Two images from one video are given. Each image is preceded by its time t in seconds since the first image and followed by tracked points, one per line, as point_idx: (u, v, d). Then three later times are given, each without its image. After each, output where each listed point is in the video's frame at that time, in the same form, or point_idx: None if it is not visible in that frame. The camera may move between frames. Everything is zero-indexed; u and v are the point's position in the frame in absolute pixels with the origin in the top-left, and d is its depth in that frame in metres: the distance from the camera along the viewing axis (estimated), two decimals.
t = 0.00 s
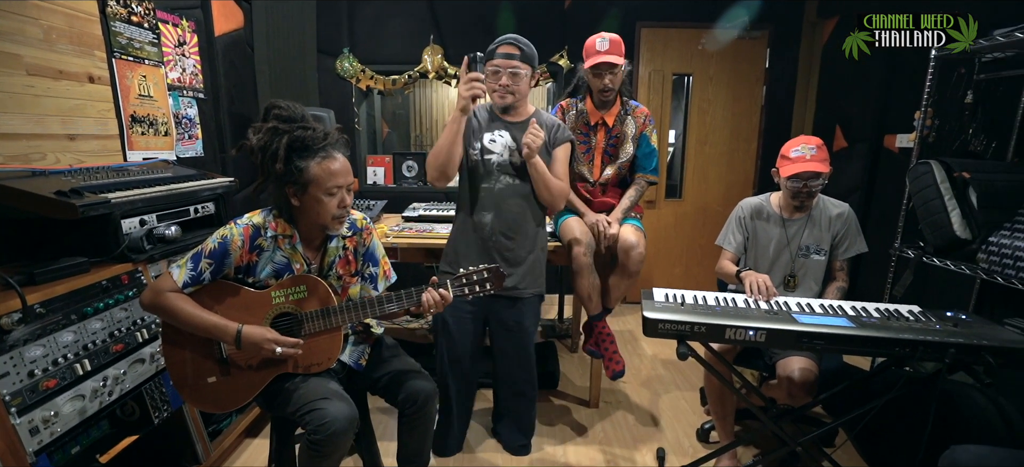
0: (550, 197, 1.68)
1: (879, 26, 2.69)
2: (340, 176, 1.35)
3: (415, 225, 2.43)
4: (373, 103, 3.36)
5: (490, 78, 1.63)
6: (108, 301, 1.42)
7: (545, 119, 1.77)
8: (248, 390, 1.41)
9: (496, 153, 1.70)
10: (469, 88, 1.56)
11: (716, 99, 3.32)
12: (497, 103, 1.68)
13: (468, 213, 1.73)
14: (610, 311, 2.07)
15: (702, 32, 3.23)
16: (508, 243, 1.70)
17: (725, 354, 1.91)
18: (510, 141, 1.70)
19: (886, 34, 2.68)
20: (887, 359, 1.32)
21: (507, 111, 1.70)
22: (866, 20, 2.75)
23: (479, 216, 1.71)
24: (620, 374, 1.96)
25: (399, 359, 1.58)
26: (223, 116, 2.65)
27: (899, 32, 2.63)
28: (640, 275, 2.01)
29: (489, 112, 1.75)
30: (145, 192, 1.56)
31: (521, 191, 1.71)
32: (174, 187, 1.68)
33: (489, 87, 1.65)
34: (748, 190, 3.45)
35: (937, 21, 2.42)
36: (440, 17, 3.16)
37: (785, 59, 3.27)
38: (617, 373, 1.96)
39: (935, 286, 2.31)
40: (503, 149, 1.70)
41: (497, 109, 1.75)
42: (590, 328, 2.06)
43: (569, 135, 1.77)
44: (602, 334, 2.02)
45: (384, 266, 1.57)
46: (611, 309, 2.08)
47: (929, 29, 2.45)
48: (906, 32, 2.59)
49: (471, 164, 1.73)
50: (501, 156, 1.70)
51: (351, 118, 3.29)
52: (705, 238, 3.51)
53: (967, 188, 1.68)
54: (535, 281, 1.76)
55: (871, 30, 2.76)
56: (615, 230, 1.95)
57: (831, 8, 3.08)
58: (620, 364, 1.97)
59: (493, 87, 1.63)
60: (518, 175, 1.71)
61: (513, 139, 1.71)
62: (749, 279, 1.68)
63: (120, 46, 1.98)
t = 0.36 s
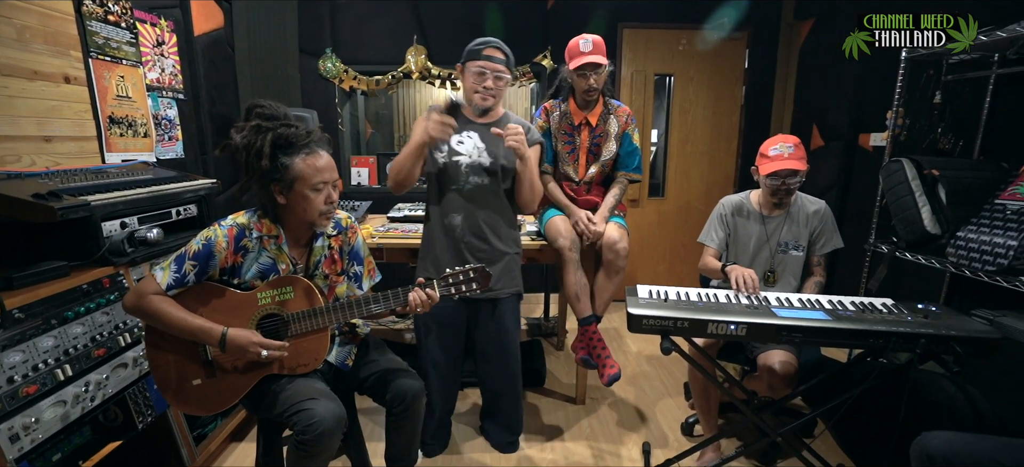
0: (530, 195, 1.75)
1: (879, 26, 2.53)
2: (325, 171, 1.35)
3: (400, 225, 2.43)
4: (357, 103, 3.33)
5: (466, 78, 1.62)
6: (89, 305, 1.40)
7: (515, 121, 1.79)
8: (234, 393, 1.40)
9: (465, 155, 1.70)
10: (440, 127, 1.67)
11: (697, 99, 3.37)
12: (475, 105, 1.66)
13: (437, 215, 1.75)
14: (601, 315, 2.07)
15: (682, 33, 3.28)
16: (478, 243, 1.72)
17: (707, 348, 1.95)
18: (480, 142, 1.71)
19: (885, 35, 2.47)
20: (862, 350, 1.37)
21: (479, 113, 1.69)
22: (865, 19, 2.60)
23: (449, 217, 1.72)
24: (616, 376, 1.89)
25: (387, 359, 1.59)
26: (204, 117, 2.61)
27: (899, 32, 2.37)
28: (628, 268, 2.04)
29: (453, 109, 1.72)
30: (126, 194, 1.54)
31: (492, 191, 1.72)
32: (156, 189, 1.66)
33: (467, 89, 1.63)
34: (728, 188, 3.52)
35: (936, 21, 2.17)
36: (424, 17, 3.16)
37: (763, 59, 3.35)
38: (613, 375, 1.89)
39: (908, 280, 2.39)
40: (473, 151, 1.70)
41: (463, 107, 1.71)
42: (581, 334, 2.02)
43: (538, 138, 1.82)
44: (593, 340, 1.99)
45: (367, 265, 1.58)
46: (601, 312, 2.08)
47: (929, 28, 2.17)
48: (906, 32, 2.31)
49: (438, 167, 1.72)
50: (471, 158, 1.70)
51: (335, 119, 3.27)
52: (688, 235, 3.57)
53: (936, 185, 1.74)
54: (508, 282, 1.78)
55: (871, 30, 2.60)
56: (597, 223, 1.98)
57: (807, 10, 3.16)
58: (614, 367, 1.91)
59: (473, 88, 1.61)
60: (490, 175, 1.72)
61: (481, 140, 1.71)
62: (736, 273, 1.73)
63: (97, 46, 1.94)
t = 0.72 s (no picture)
0: (482, 190, 1.71)
1: (880, 26, 2.16)
2: (308, 170, 1.35)
3: (384, 226, 2.43)
4: (339, 103, 3.35)
5: (423, 80, 1.64)
6: (68, 309, 1.37)
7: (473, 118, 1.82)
8: (220, 395, 1.39)
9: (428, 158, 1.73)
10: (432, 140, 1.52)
11: (677, 100, 3.43)
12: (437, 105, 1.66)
13: (402, 219, 1.74)
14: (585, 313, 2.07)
15: (662, 34, 3.33)
16: (443, 247, 1.72)
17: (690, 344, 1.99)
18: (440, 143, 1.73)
19: (885, 35, 2.07)
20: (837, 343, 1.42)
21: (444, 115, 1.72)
22: (865, 19, 2.24)
23: (413, 222, 1.72)
24: (600, 372, 1.86)
25: (373, 359, 1.59)
26: (183, 118, 2.57)
27: (898, 33, 2.03)
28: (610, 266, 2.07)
29: (411, 113, 1.76)
30: (105, 196, 1.52)
31: (455, 193, 1.75)
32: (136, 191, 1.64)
33: (425, 89, 1.65)
34: (708, 187, 3.59)
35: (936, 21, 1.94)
36: (406, 18, 3.17)
37: (741, 61, 3.42)
38: (597, 371, 1.86)
39: (881, 274, 2.47)
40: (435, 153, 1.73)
41: (421, 110, 1.76)
42: (565, 332, 2.03)
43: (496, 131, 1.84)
44: (577, 336, 2.00)
45: (353, 265, 1.57)
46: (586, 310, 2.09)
47: (929, 28, 1.91)
48: (907, 33, 2.00)
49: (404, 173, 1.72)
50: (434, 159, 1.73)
51: (317, 120, 3.27)
52: (669, 234, 3.63)
53: (906, 182, 1.82)
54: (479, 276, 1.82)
55: (871, 30, 2.22)
56: (581, 222, 2.02)
57: (782, 13, 3.24)
58: (598, 363, 1.89)
59: (430, 87, 1.64)
60: (452, 177, 1.74)
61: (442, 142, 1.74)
62: (720, 274, 1.75)
63: (72, 46, 1.90)
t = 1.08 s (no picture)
0: (474, 182, 1.75)
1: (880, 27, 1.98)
2: (294, 172, 1.35)
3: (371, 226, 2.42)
4: (324, 103, 3.33)
5: (402, 79, 1.64)
6: (49, 312, 1.35)
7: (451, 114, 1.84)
8: (205, 397, 1.38)
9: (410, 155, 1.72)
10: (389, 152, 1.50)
11: (661, 100, 3.47)
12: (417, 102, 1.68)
13: (389, 217, 1.74)
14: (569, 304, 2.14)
15: (646, 35, 3.37)
16: (433, 240, 1.74)
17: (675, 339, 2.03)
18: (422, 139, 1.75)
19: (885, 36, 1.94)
20: (816, 336, 1.45)
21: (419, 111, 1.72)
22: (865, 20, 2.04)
23: (402, 220, 1.72)
24: (581, 364, 2.00)
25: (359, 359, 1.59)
26: (164, 118, 2.53)
27: (899, 34, 1.90)
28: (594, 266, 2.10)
29: (387, 113, 1.76)
30: (86, 197, 1.50)
31: (441, 189, 1.76)
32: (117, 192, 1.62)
33: (404, 88, 1.65)
34: (692, 185, 3.64)
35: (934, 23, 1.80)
36: (391, 18, 3.16)
37: (723, 61, 3.48)
38: (577, 363, 2.00)
39: (859, 270, 2.53)
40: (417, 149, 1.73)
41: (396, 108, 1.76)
42: (549, 323, 2.12)
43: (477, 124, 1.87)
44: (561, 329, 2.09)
45: (340, 267, 1.57)
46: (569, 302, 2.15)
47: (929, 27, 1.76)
48: (907, 33, 1.87)
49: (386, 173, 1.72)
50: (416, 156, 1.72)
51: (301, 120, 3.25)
52: (654, 232, 3.68)
53: (882, 180, 1.88)
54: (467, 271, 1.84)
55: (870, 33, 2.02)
56: (567, 221, 2.03)
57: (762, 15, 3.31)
58: (579, 355, 2.02)
59: (411, 85, 1.64)
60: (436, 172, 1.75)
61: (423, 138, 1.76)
62: (706, 271, 1.77)
63: (48, 44, 1.86)
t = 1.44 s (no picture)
0: (466, 176, 1.75)
1: (880, 26, 2.16)
2: (281, 167, 1.34)
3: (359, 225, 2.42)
4: (310, 102, 3.31)
5: (406, 78, 1.68)
6: (32, 311, 1.33)
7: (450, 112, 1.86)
8: (194, 396, 1.37)
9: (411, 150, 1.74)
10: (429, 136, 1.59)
11: (647, 100, 3.51)
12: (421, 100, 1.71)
13: (388, 210, 1.75)
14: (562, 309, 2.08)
15: (633, 36, 3.40)
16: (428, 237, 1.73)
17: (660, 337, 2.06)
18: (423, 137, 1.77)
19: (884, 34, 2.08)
20: (799, 332, 1.49)
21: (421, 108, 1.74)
22: (865, 20, 2.24)
23: (400, 213, 1.73)
24: (579, 362, 1.81)
25: (347, 359, 1.59)
26: (148, 114, 2.50)
27: (899, 32, 2.06)
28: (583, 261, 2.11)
29: (390, 112, 1.79)
30: (70, 195, 1.49)
31: (441, 182, 1.78)
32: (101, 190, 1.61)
33: (409, 86, 1.69)
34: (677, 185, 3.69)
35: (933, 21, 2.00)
36: (379, 16, 3.15)
37: (708, 64, 3.54)
38: (575, 361, 1.82)
39: (839, 268, 2.60)
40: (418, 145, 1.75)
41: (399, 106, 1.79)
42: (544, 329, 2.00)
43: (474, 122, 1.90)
44: (555, 332, 1.96)
45: (337, 261, 1.57)
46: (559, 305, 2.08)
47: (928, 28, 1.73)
48: (907, 32, 2.03)
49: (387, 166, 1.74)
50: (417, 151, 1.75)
51: (288, 118, 3.23)
52: (640, 231, 3.72)
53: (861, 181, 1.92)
54: (463, 271, 1.82)
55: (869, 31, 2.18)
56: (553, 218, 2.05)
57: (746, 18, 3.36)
58: (576, 355, 1.84)
59: (416, 83, 1.67)
60: (436, 167, 1.77)
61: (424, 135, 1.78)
62: (688, 270, 1.83)
63: (28, 39, 1.82)
